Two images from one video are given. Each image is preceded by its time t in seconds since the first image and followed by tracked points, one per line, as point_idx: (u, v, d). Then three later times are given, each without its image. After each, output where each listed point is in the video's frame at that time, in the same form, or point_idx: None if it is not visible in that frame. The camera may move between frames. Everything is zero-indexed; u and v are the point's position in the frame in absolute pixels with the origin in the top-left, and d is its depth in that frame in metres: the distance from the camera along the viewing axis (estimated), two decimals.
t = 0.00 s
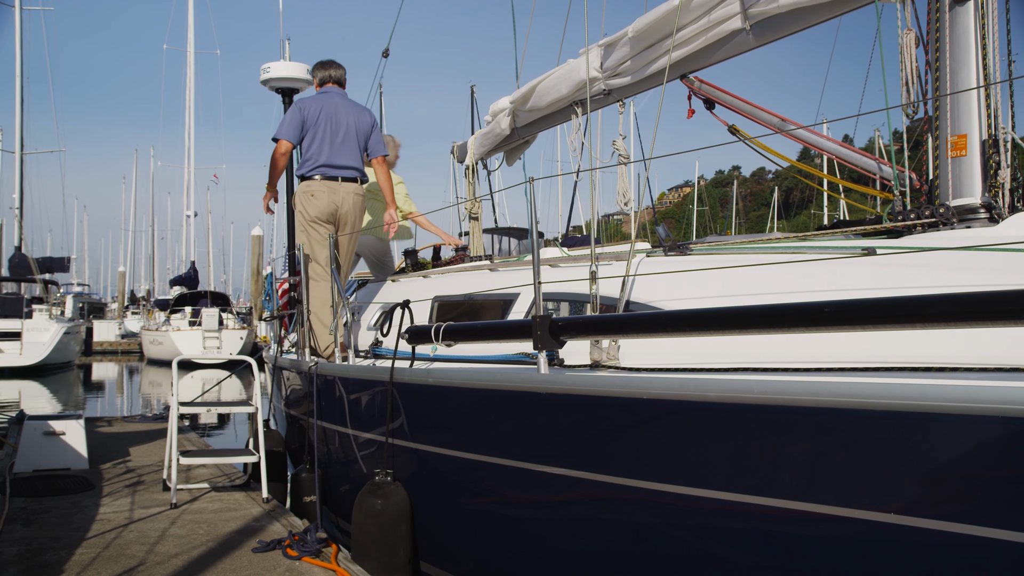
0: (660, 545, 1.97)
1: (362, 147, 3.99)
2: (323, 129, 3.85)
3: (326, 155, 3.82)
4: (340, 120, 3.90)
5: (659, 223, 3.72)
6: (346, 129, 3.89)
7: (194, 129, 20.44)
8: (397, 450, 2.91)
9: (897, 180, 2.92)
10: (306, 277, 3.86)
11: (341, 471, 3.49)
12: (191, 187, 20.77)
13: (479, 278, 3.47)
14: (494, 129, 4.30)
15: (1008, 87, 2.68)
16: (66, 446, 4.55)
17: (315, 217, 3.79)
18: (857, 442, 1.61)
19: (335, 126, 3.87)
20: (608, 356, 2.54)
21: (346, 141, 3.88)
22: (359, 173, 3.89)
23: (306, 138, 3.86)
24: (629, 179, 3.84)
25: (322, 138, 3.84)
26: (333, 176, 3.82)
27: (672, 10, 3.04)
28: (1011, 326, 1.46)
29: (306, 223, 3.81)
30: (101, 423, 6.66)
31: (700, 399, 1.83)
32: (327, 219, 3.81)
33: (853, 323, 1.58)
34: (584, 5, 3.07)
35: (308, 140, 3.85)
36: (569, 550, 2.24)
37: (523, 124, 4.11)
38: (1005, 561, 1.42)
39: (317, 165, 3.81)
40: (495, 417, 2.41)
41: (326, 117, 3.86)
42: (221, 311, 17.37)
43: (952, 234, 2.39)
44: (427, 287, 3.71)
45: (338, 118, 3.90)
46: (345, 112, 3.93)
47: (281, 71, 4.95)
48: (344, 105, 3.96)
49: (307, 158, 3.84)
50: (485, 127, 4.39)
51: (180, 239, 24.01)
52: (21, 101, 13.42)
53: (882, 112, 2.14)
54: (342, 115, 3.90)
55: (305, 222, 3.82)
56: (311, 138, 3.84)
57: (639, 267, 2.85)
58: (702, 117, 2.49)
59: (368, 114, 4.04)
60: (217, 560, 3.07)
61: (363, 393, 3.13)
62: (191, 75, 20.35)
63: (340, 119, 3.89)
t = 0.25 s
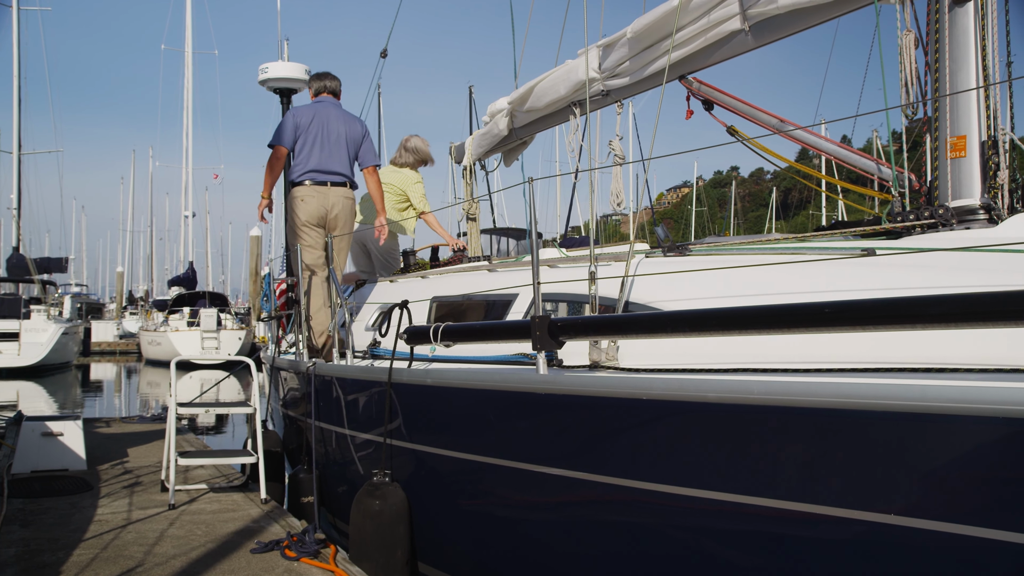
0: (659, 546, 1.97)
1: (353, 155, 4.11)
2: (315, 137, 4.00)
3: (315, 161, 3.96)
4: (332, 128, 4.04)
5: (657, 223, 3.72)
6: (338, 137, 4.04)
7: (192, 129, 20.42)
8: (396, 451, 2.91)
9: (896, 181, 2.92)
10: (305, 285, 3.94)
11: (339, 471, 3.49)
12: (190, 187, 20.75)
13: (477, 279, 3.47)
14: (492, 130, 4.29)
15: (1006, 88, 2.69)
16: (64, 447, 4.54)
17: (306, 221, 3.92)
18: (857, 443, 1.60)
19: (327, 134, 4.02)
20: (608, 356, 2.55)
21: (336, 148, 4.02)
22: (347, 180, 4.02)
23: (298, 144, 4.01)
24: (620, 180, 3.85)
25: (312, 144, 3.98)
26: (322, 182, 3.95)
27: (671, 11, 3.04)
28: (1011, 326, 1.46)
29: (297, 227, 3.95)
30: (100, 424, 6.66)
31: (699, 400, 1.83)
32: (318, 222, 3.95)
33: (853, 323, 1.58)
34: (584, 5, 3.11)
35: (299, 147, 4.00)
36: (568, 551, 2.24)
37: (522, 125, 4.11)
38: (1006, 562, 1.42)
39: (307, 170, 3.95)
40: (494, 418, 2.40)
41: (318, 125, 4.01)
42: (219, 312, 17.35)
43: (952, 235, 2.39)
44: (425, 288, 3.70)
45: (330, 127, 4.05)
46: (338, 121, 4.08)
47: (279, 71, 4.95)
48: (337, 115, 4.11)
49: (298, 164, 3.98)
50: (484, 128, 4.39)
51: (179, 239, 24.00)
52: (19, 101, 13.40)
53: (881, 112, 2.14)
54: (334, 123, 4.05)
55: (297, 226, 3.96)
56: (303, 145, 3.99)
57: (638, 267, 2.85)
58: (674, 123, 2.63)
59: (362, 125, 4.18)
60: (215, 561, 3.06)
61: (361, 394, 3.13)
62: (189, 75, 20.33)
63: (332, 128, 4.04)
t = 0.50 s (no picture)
0: (657, 546, 1.97)
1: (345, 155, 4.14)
2: (308, 138, 4.01)
3: (307, 162, 3.98)
4: (324, 129, 4.06)
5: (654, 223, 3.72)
6: (329, 137, 4.05)
7: (188, 129, 20.39)
8: (392, 451, 2.91)
9: (893, 182, 2.93)
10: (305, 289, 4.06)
11: (335, 472, 3.49)
12: (185, 187, 20.71)
13: (474, 279, 3.47)
14: (488, 130, 4.29)
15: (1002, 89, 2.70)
16: (59, 448, 4.53)
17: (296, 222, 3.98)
18: (856, 442, 1.61)
19: (319, 134, 4.03)
20: (605, 356, 2.57)
21: (329, 149, 4.04)
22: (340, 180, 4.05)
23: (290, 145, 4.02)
24: (615, 180, 3.86)
25: (304, 145, 4.00)
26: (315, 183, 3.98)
27: (668, 11, 3.04)
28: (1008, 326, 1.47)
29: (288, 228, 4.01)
30: (96, 425, 6.65)
31: (697, 399, 1.83)
32: (308, 222, 3.99)
33: (851, 323, 1.58)
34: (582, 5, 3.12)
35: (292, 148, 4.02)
36: (565, 550, 2.24)
37: (518, 125, 4.12)
38: (1002, 560, 1.43)
39: (300, 171, 3.97)
40: (491, 418, 2.40)
41: (310, 125, 4.01)
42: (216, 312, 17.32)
43: (949, 235, 2.40)
44: (422, 287, 3.70)
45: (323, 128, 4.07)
46: (329, 121, 4.09)
47: (276, 71, 4.94)
48: (328, 115, 4.12)
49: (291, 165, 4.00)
50: (480, 128, 4.39)
51: (175, 239, 23.95)
52: (14, 101, 13.36)
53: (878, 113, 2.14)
54: (325, 124, 4.06)
55: (287, 227, 4.03)
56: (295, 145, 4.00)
57: (635, 267, 2.85)
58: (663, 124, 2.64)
59: (353, 124, 4.19)
60: (212, 561, 3.06)
61: (357, 395, 3.13)
62: (185, 75, 20.29)
63: (324, 128, 4.06)
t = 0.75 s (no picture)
0: (654, 545, 1.97)
1: (337, 157, 4.15)
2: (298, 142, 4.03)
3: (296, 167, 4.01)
4: (313, 132, 4.06)
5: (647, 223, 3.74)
6: (318, 141, 4.05)
7: (184, 129, 20.34)
8: (388, 451, 2.91)
9: (889, 182, 2.94)
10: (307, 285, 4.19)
11: (331, 472, 3.48)
12: (181, 188, 20.66)
13: (470, 279, 3.48)
14: (483, 130, 4.29)
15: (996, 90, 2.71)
16: (55, 449, 4.52)
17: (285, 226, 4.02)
18: (851, 439, 1.61)
19: (307, 139, 4.03)
20: (601, 355, 2.53)
21: (319, 152, 4.04)
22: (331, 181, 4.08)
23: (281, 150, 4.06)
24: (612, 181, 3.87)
25: (293, 150, 4.02)
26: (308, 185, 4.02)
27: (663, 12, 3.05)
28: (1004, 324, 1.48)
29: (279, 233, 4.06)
30: (91, 425, 6.63)
31: (693, 398, 1.84)
32: (298, 225, 4.03)
33: (846, 321, 1.59)
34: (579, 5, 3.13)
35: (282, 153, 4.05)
36: (562, 550, 2.24)
37: (513, 126, 4.12)
38: (998, 557, 1.44)
39: (290, 177, 4.01)
40: (488, 417, 2.41)
41: (298, 130, 4.03)
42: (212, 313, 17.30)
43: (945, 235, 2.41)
44: (419, 287, 3.71)
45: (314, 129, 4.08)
46: (319, 124, 4.08)
47: (273, 70, 4.94)
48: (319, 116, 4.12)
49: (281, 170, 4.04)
50: (475, 128, 4.38)
51: (171, 240, 23.91)
52: (9, 101, 13.32)
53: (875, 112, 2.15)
54: (314, 128, 4.06)
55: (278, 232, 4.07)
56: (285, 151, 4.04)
57: (631, 266, 2.85)
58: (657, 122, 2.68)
59: (342, 124, 4.18)
60: (208, 562, 3.06)
61: (353, 395, 3.13)
62: (180, 75, 20.25)
63: (312, 132, 4.06)
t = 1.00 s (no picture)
0: (650, 543, 1.97)
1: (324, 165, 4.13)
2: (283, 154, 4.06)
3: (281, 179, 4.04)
4: (297, 143, 4.06)
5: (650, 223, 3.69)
6: (301, 152, 4.05)
7: (181, 129, 20.30)
8: (385, 450, 2.91)
9: (886, 182, 2.95)
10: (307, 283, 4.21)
11: (327, 471, 3.48)
12: (179, 188, 20.64)
13: (467, 278, 3.48)
14: (480, 131, 4.29)
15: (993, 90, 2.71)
16: (52, 449, 4.51)
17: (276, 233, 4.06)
18: (846, 437, 1.62)
19: (291, 151, 4.05)
20: (598, 353, 2.56)
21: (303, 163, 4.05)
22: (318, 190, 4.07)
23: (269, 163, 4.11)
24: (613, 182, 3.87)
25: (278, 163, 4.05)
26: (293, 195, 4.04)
27: (661, 13, 3.06)
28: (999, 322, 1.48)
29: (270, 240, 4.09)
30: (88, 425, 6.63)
31: (689, 395, 1.85)
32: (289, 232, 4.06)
33: (842, 319, 1.59)
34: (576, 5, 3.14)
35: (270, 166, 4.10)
36: (558, 548, 2.24)
37: (511, 126, 4.12)
38: (991, 555, 1.43)
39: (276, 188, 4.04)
40: (484, 415, 2.41)
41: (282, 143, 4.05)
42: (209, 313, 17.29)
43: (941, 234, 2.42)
44: (416, 285, 3.71)
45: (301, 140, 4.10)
46: (303, 135, 4.08)
47: (272, 71, 4.94)
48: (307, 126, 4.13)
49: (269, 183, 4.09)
50: (472, 129, 4.38)
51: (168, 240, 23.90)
52: (5, 101, 13.29)
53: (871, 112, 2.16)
54: (298, 139, 4.07)
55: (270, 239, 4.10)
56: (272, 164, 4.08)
57: (628, 265, 2.86)
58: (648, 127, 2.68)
59: (329, 134, 4.16)
60: (205, 562, 3.06)
61: (350, 394, 3.13)
62: (177, 75, 20.23)
63: (296, 144, 4.06)
